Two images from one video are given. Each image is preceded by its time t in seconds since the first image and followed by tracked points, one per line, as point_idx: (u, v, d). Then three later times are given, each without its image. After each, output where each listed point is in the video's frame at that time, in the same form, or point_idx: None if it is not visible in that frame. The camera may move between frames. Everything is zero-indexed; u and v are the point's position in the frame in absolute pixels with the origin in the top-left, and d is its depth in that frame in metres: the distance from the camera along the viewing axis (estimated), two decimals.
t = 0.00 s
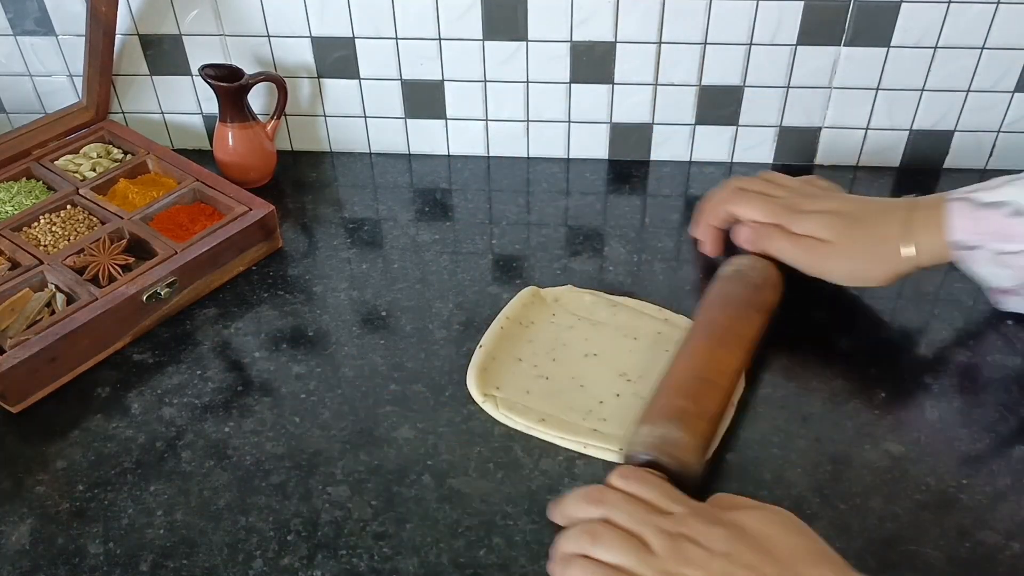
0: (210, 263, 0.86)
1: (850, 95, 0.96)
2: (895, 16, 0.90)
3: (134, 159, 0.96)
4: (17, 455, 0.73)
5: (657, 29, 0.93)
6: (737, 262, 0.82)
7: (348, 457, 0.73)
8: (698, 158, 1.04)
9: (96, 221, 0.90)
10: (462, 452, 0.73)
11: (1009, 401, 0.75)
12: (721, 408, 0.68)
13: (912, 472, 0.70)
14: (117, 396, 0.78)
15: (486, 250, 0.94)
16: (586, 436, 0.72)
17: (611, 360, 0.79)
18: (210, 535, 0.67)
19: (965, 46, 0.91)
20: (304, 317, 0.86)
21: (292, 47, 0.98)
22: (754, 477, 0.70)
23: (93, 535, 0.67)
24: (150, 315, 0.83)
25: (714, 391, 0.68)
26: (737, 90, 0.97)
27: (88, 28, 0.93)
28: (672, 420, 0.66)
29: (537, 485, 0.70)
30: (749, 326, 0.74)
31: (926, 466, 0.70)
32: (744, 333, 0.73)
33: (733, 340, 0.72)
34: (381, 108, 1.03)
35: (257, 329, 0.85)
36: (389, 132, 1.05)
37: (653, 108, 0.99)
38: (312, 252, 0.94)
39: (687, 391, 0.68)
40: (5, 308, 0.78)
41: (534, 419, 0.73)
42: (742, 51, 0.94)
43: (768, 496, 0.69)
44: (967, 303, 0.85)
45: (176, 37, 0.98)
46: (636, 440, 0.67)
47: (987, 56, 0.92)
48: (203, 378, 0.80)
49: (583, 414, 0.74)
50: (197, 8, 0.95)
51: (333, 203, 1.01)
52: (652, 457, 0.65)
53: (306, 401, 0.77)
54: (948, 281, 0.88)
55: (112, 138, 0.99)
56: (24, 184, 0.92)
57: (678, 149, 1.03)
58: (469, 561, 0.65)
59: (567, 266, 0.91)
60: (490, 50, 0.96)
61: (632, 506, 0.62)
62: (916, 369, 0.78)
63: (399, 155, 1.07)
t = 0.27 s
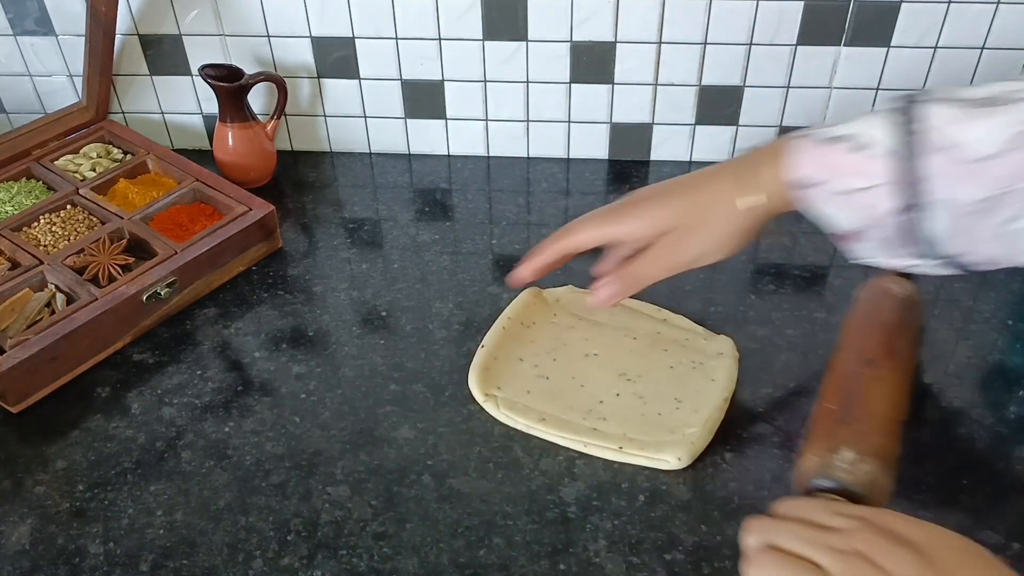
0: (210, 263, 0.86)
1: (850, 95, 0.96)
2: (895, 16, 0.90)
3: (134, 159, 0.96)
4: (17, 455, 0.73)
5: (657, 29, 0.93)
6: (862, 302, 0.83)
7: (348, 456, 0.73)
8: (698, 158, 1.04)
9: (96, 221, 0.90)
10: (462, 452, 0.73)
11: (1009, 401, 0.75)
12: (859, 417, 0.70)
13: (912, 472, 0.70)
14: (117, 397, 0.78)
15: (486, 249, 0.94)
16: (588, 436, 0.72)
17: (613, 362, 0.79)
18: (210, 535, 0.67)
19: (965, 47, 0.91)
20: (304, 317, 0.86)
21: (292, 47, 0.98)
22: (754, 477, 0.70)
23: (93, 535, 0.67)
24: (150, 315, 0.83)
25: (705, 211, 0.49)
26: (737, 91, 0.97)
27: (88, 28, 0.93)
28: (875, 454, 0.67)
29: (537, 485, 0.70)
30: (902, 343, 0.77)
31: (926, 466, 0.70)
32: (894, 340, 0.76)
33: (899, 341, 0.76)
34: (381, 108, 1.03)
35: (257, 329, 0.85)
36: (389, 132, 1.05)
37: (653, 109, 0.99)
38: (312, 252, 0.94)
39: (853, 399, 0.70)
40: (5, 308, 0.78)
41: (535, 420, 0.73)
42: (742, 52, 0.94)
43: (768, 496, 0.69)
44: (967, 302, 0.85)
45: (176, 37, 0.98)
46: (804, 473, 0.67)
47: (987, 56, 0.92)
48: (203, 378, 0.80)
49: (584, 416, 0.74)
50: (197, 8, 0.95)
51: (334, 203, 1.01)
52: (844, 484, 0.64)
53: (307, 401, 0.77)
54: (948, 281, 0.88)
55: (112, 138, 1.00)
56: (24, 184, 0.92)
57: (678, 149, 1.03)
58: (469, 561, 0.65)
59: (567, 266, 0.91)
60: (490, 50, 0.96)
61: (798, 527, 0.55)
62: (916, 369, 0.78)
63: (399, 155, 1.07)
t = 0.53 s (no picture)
0: (210, 263, 0.86)
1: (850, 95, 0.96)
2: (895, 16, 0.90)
3: (134, 159, 0.96)
4: (17, 455, 0.73)
5: (657, 29, 0.93)
6: (974, 339, 0.74)
7: (348, 456, 0.73)
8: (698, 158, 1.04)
9: (96, 221, 0.90)
10: (462, 452, 0.73)
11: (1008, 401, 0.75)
12: (974, 470, 0.59)
13: (913, 472, 0.70)
14: (117, 397, 0.78)
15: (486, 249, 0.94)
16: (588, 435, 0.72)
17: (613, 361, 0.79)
18: (210, 536, 0.67)
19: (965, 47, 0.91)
20: (304, 317, 0.86)
21: (292, 47, 0.98)
22: (754, 477, 0.70)
23: (93, 535, 0.67)
24: (150, 316, 0.83)
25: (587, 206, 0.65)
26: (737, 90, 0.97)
27: (88, 28, 0.93)
28: (992, 512, 0.57)
29: (537, 485, 0.70)
30: None
31: (926, 466, 0.70)
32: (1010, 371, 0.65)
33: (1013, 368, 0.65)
34: (381, 109, 1.03)
35: (257, 330, 0.85)
36: (389, 132, 1.05)
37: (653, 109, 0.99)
38: (312, 252, 0.94)
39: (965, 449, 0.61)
40: (5, 308, 0.78)
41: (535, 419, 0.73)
42: (742, 52, 0.94)
43: (768, 496, 0.69)
44: (968, 302, 0.85)
45: (176, 37, 0.98)
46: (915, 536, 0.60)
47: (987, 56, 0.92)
48: (203, 378, 0.80)
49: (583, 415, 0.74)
50: (197, 8, 0.95)
51: (334, 203, 1.01)
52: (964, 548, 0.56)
53: (306, 401, 0.77)
54: (948, 281, 0.88)
55: (112, 138, 1.00)
56: (24, 184, 0.92)
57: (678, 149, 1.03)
58: (469, 561, 0.65)
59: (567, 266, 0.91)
60: (491, 50, 0.96)
61: None
62: (917, 370, 0.78)
63: (399, 155, 1.07)
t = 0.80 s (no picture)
0: (210, 263, 0.86)
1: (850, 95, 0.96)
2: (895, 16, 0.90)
3: (134, 159, 0.96)
4: (17, 455, 0.73)
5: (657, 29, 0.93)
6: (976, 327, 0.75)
7: (347, 456, 0.73)
8: (698, 158, 1.04)
9: (96, 221, 0.90)
10: (462, 452, 0.73)
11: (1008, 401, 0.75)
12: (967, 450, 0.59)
13: (912, 472, 0.70)
14: (117, 397, 0.78)
15: (486, 249, 0.94)
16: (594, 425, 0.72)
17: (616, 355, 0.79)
18: (210, 536, 0.67)
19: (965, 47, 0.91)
20: (304, 317, 0.86)
21: (292, 47, 0.98)
22: (754, 477, 0.70)
23: (93, 535, 0.67)
24: (150, 316, 0.83)
25: (656, 49, 0.49)
26: (737, 90, 0.97)
27: (88, 28, 0.93)
28: (984, 485, 0.56)
29: (537, 485, 0.70)
30: None
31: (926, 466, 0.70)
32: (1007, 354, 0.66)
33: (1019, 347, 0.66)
34: (381, 109, 1.03)
35: (257, 330, 0.85)
36: (389, 132, 1.05)
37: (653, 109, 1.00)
38: (312, 252, 0.94)
39: (959, 431, 0.61)
40: (5, 308, 0.78)
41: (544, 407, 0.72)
42: (742, 51, 0.94)
43: (768, 496, 0.69)
44: (968, 302, 0.85)
45: (176, 37, 0.98)
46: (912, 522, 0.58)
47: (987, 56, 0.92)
48: (203, 378, 0.80)
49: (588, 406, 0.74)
50: (196, 8, 0.95)
51: (334, 203, 1.01)
52: (958, 525, 0.55)
53: (306, 401, 0.77)
54: (948, 281, 0.88)
55: (112, 138, 1.00)
56: (24, 184, 0.92)
57: (678, 149, 1.03)
58: (469, 561, 0.65)
59: (567, 266, 0.91)
60: (490, 50, 0.96)
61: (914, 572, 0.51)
62: (916, 370, 0.78)
63: (399, 155, 1.07)
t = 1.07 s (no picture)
0: (210, 263, 0.86)
1: (850, 95, 0.96)
2: (895, 16, 0.90)
3: (134, 159, 0.96)
4: (17, 455, 0.73)
5: (657, 29, 0.93)
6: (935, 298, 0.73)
7: (347, 456, 0.73)
8: (698, 158, 1.04)
9: (96, 221, 0.90)
10: (462, 452, 0.73)
11: (1008, 401, 0.75)
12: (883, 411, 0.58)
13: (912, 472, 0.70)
14: (117, 397, 0.78)
15: (486, 249, 0.94)
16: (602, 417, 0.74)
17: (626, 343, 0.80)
18: (210, 536, 0.67)
19: (965, 47, 0.91)
20: (304, 317, 0.86)
21: (292, 47, 0.98)
22: (754, 477, 0.70)
23: (94, 534, 0.67)
24: (150, 316, 0.83)
25: (887, 148, 0.65)
26: (737, 90, 0.97)
27: (88, 28, 0.93)
28: (893, 432, 0.55)
29: (537, 485, 0.70)
30: (951, 329, 0.64)
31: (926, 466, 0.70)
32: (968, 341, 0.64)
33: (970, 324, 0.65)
34: (381, 109, 1.03)
35: (257, 330, 0.85)
36: (389, 132, 1.05)
37: (653, 109, 1.00)
38: (312, 252, 0.94)
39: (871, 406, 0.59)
40: (5, 308, 0.78)
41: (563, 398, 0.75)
42: (742, 51, 0.94)
43: (768, 496, 0.69)
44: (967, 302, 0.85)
45: (176, 37, 0.98)
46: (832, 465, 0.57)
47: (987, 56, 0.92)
48: (203, 378, 0.80)
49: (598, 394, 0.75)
50: (196, 8, 0.95)
51: (334, 203, 1.01)
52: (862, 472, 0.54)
53: (307, 401, 0.77)
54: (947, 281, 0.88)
55: (112, 138, 0.99)
56: (24, 184, 0.92)
57: (678, 148, 1.03)
58: (469, 561, 0.65)
59: (567, 266, 0.91)
60: (490, 50, 0.96)
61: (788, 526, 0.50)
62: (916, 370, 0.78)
63: (399, 155, 1.07)
